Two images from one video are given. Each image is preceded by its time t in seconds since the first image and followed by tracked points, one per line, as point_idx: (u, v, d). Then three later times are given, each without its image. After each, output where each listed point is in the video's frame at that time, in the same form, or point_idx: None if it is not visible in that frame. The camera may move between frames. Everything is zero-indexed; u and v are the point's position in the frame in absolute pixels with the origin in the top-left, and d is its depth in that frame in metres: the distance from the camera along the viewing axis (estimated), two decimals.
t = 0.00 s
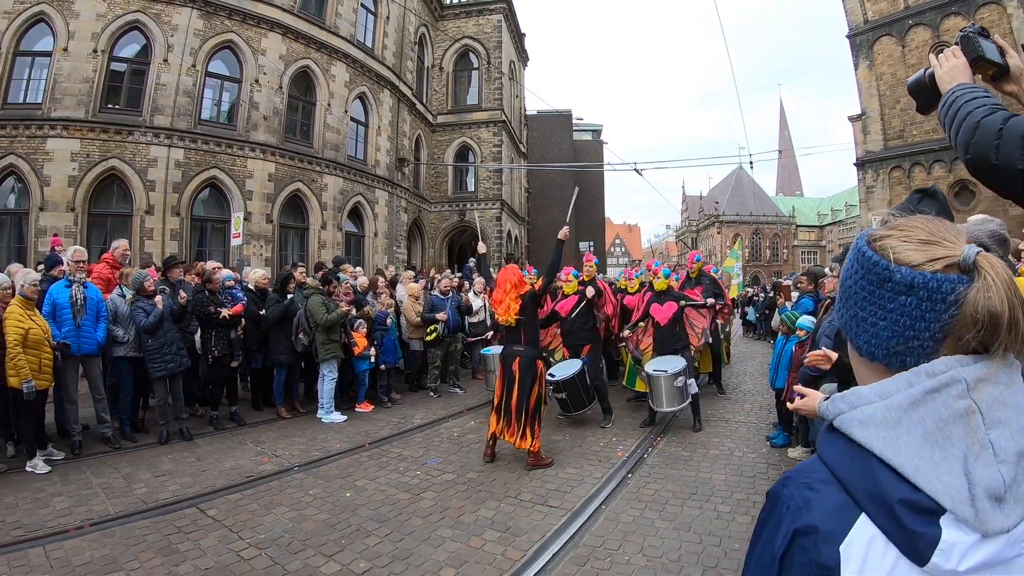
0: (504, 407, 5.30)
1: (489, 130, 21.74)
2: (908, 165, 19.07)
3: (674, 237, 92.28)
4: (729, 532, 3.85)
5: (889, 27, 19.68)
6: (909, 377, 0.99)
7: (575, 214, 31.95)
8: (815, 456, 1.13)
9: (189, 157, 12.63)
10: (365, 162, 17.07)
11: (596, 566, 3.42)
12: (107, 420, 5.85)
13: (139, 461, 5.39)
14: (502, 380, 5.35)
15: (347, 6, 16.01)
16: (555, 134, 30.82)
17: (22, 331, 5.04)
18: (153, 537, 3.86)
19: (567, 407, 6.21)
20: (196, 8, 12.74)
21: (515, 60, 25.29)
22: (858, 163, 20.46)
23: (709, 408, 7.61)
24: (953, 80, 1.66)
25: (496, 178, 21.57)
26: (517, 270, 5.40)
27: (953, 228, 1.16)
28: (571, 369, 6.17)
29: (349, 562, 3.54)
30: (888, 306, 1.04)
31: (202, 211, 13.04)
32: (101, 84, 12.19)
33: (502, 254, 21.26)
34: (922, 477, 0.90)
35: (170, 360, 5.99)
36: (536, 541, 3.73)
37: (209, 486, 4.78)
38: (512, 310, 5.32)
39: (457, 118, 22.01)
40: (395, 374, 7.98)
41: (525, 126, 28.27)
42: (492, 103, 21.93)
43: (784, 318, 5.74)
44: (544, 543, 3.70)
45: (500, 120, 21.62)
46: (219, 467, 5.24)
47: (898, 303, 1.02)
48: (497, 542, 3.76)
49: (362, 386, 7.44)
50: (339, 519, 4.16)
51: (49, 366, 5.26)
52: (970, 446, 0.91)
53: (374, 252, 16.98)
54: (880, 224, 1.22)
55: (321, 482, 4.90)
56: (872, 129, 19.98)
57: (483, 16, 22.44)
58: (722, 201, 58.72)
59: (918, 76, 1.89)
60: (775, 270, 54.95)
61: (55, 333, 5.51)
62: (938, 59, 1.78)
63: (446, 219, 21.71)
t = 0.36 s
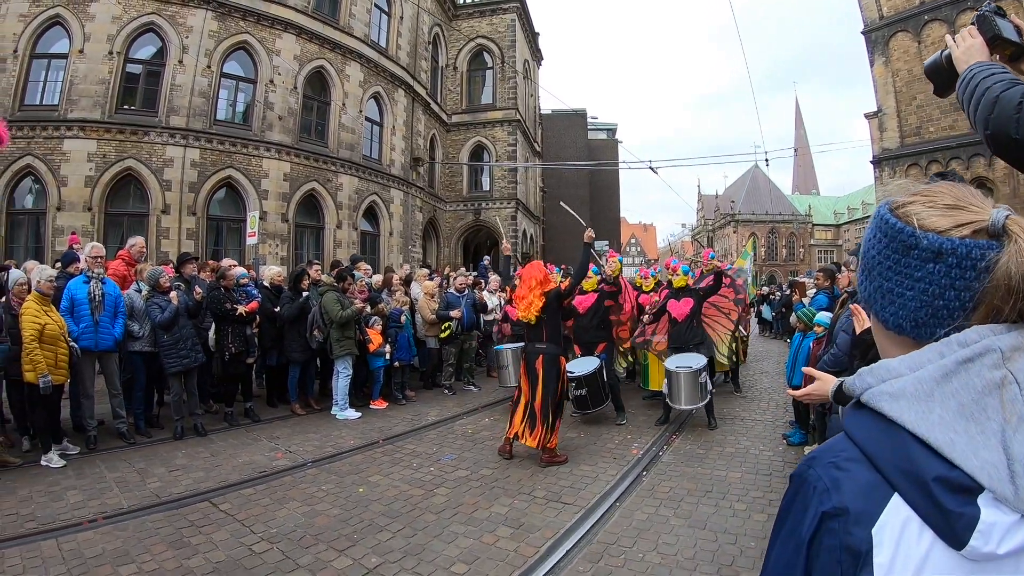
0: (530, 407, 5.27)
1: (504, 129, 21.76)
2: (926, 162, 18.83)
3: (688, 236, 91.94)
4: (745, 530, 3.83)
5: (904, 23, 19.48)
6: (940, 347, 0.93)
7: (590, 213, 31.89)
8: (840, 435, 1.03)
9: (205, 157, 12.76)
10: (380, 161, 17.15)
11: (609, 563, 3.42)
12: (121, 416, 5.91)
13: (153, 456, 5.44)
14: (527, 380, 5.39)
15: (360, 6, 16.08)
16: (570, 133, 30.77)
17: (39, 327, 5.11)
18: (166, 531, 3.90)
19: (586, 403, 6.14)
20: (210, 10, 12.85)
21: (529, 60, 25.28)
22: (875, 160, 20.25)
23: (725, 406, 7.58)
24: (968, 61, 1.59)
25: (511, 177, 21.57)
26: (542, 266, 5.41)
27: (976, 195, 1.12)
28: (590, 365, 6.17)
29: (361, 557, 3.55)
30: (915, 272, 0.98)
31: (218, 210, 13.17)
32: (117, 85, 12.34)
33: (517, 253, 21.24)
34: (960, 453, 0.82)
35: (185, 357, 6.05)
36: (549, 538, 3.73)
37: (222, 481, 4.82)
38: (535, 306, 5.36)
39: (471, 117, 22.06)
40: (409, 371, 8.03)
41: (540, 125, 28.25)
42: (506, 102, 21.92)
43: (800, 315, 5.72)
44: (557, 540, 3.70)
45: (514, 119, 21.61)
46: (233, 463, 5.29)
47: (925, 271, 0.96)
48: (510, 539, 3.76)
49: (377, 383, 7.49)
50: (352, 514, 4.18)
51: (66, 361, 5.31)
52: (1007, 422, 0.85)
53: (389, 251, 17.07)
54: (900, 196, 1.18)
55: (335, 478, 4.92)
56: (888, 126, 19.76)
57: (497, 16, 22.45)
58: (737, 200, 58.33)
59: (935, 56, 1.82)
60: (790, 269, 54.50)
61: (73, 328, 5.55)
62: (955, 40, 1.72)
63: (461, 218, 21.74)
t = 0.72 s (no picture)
0: (536, 401, 5.32)
1: (519, 129, 21.78)
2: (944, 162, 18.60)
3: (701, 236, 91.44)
4: (761, 530, 3.82)
5: (920, 20, 19.27)
6: (960, 332, 0.95)
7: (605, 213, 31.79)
8: (861, 421, 1.05)
9: (221, 157, 12.89)
10: (395, 162, 17.23)
11: (624, 562, 3.43)
12: (138, 413, 5.99)
13: (170, 453, 5.52)
14: (534, 377, 5.41)
15: (374, 7, 16.16)
16: (584, 133, 30.69)
17: (57, 325, 5.16)
18: (183, 527, 3.96)
19: (594, 404, 6.15)
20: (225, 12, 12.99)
21: (543, 60, 25.26)
22: (891, 160, 20.05)
23: (741, 406, 7.55)
24: (984, 52, 1.60)
25: (526, 177, 21.56)
26: (558, 264, 5.35)
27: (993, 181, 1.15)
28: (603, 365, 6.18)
29: (376, 553, 3.59)
30: (935, 257, 1.01)
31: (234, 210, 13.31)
32: (133, 87, 12.49)
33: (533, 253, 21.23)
34: (980, 437, 0.83)
35: (202, 355, 6.10)
36: (564, 536, 3.75)
37: (238, 478, 4.88)
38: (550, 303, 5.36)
39: (486, 118, 22.10)
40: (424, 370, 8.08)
41: (554, 125, 28.23)
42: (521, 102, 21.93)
43: (816, 313, 5.70)
44: (572, 538, 3.71)
45: (529, 119, 21.61)
46: (248, 460, 5.34)
47: (944, 256, 1.00)
48: (525, 537, 3.78)
49: (392, 382, 7.55)
50: (367, 512, 4.21)
51: (83, 359, 5.32)
52: None
53: (404, 251, 17.15)
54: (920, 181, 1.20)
55: (349, 476, 4.96)
56: (904, 125, 19.57)
57: (511, 16, 22.47)
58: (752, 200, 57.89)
59: (952, 48, 1.82)
60: (806, 269, 53.98)
61: (91, 327, 5.58)
62: (971, 31, 1.73)
63: (476, 218, 21.77)
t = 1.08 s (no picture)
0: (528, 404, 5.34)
1: (526, 129, 21.80)
2: (951, 160, 18.55)
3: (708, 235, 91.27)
4: (766, 535, 3.80)
5: (927, 18, 19.17)
6: (947, 372, 0.90)
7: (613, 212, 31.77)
8: (846, 457, 1.03)
9: (228, 159, 12.95)
10: (402, 162, 17.27)
11: (628, 567, 3.41)
12: (145, 415, 6.01)
13: (176, 455, 5.53)
14: (524, 382, 5.40)
15: (381, 8, 16.20)
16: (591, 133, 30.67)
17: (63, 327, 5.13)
18: (188, 530, 3.96)
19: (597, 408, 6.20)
20: (232, 14, 13.04)
21: (550, 60, 25.25)
22: (899, 159, 20.00)
23: (747, 408, 7.52)
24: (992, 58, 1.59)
25: (533, 177, 21.55)
26: (557, 268, 5.38)
27: (995, 208, 1.06)
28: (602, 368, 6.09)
29: (379, 557, 3.58)
30: (925, 293, 0.95)
31: (241, 211, 13.36)
32: (140, 90, 12.56)
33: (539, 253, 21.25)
34: (962, 483, 0.80)
35: (209, 358, 6.14)
36: (568, 541, 3.73)
37: (244, 480, 4.89)
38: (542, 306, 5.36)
39: (493, 118, 22.12)
40: (431, 372, 8.08)
41: (561, 125, 28.22)
42: (528, 102, 21.91)
43: (823, 316, 5.67)
44: (575, 543, 3.70)
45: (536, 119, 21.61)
46: (254, 462, 5.35)
47: (934, 291, 0.93)
48: (529, 541, 3.77)
49: (398, 384, 7.56)
50: (371, 515, 4.21)
51: (89, 361, 5.35)
52: (1017, 450, 0.80)
53: (411, 251, 17.20)
54: (915, 206, 1.12)
55: (354, 479, 4.96)
56: (912, 123, 19.52)
57: (517, 16, 22.48)
58: (760, 199, 57.70)
59: (959, 53, 1.81)
60: (815, 268, 53.79)
61: (97, 330, 5.62)
62: (979, 35, 1.71)
63: (484, 218, 21.79)
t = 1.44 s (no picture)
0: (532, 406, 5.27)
1: (528, 130, 21.78)
2: (953, 160, 18.56)
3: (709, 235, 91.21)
4: (764, 543, 3.77)
5: (929, 18, 19.14)
6: (945, 420, 0.86)
7: (614, 212, 31.75)
8: (833, 502, 1.01)
9: (228, 161, 12.93)
10: (403, 163, 17.26)
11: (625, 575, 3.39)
12: (143, 419, 5.99)
13: (173, 460, 5.52)
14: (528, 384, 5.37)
15: (381, 9, 16.20)
16: (593, 133, 30.66)
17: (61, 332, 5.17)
18: (185, 535, 3.95)
19: (591, 408, 6.12)
20: (232, 15, 13.04)
21: (551, 60, 25.22)
22: (901, 159, 20.01)
23: (747, 412, 7.49)
24: (997, 69, 1.57)
25: (534, 178, 21.53)
26: (553, 271, 5.34)
27: (1003, 241, 1.02)
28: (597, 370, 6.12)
29: (376, 564, 3.57)
30: (926, 332, 0.91)
31: (241, 213, 13.35)
32: (141, 91, 12.56)
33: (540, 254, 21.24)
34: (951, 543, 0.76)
35: (207, 362, 6.11)
36: (564, 548, 3.71)
37: (242, 485, 4.87)
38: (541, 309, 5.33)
39: (494, 118, 22.11)
40: (430, 375, 8.06)
41: (562, 125, 28.21)
42: (529, 103, 21.89)
43: (824, 320, 5.66)
44: (572, 551, 3.67)
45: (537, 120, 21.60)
46: (252, 467, 5.34)
47: (936, 330, 0.89)
48: (525, 548, 3.75)
49: (396, 388, 7.54)
50: (369, 521, 4.19)
51: (87, 366, 5.37)
52: (1013, 510, 0.76)
53: (412, 252, 17.18)
54: (922, 236, 1.08)
55: (352, 484, 4.94)
56: (914, 123, 19.51)
57: (518, 17, 22.47)
58: (761, 199, 57.72)
59: (963, 61, 1.78)
60: (817, 268, 53.73)
61: (95, 334, 5.62)
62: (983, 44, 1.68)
63: (485, 219, 21.77)
